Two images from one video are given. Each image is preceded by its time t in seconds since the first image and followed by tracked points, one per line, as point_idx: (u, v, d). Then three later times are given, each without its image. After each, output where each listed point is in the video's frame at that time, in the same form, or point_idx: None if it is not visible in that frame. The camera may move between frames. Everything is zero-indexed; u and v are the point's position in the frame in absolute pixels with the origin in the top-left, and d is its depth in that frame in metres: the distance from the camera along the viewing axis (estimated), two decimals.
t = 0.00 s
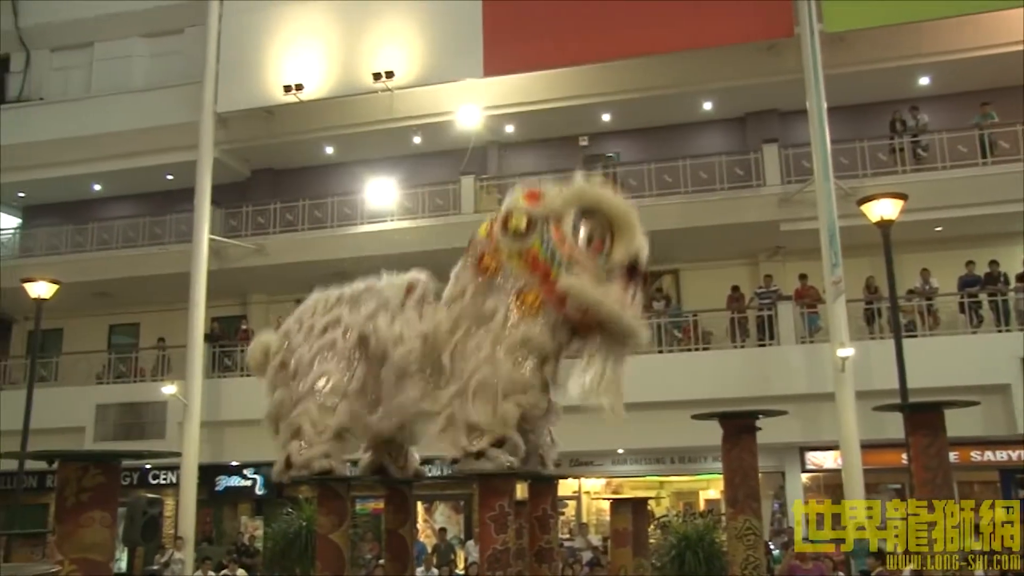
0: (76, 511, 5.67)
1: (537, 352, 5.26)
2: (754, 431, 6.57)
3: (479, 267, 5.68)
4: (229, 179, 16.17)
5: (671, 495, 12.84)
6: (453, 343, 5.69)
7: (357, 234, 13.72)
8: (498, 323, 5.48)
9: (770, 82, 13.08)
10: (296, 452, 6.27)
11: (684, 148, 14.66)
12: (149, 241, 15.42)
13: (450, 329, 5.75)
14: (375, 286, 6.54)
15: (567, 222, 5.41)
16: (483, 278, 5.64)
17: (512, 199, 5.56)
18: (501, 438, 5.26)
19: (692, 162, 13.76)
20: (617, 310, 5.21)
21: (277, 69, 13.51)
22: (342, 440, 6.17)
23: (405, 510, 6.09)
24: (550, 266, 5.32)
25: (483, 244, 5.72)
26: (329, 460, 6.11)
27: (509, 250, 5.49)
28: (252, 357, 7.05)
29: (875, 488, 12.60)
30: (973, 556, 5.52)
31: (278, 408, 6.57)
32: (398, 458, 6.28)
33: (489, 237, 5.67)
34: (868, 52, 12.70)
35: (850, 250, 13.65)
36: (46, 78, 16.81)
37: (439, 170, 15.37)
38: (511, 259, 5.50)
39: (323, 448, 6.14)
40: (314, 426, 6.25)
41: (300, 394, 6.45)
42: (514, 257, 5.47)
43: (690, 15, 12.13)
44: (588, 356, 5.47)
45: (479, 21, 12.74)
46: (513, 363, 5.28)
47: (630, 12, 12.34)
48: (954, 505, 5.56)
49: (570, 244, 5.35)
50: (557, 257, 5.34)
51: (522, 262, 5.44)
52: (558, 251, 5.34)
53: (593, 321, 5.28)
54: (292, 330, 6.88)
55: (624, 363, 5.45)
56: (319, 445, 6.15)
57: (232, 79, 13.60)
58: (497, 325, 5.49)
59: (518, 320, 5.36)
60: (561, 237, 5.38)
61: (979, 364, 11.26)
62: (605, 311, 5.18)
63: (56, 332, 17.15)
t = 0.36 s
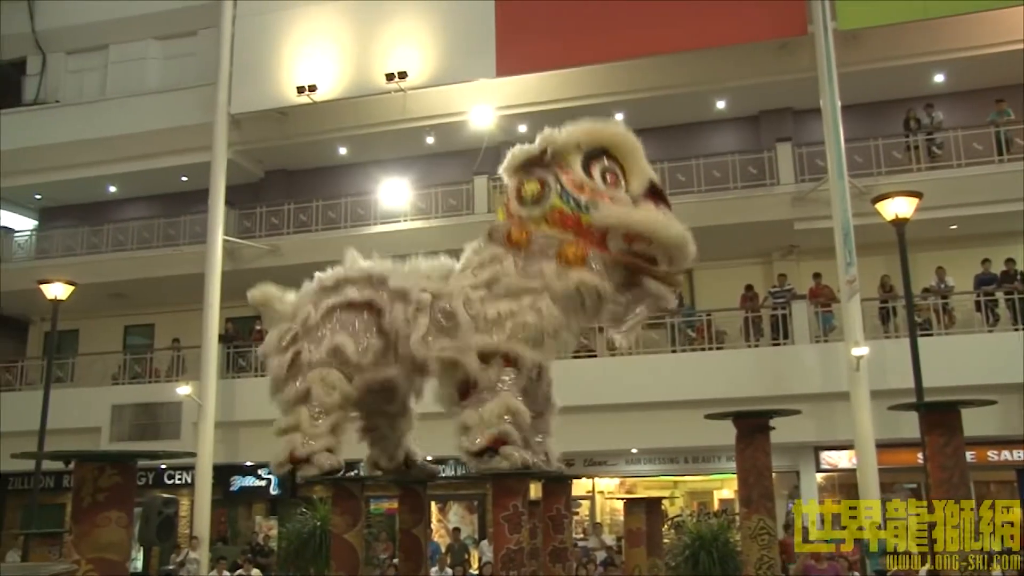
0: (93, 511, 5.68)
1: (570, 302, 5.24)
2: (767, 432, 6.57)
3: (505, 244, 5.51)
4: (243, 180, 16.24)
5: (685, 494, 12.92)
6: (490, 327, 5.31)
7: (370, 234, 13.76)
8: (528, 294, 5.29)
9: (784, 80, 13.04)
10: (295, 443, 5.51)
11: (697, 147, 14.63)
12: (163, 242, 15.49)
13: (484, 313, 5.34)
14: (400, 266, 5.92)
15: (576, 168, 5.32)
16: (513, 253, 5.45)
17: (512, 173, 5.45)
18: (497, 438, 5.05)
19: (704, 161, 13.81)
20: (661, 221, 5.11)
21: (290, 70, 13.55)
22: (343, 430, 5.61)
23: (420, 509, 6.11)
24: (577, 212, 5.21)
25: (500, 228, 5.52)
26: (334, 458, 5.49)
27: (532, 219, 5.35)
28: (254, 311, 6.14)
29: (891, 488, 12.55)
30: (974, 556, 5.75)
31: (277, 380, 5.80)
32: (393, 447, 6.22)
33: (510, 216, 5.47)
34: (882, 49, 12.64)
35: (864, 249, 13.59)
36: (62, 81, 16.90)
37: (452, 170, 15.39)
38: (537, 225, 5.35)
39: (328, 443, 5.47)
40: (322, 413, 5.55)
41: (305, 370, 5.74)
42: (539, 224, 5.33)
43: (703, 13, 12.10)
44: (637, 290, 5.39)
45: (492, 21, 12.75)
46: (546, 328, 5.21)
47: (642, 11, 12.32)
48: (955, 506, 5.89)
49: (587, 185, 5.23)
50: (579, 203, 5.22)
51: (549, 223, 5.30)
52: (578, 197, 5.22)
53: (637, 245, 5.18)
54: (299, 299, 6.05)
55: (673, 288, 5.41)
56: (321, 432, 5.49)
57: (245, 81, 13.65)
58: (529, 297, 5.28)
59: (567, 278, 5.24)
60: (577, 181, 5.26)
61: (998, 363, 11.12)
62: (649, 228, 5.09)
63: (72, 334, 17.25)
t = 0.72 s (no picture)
0: (100, 510, 5.67)
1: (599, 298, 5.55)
2: (774, 432, 6.56)
3: (532, 225, 5.79)
4: (249, 180, 16.27)
5: (691, 494, 12.88)
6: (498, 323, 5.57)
7: (376, 234, 13.77)
8: (564, 282, 5.56)
9: (789, 79, 13.02)
10: (306, 445, 5.95)
11: (702, 146, 14.62)
12: (169, 242, 15.53)
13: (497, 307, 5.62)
14: (409, 270, 6.36)
15: (613, 160, 5.85)
16: (544, 234, 5.72)
17: (551, 157, 5.89)
18: (510, 439, 5.24)
19: (710, 160, 13.72)
20: (689, 221, 5.68)
21: (296, 70, 13.57)
22: (353, 431, 5.99)
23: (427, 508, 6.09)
24: (613, 202, 5.69)
25: (528, 206, 5.84)
26: (344, 459, 5.90)
27: (566, 201, 5.75)
28: (262, 310, 6.68)
29: (897, 487, 12.52)
30: (975, 555, 5.91)
31: (288, 379, 6.36)
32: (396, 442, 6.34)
33: (540, 196, 5.81)
34: (888, 47, 12.62)
35: (870, 248, 13.56)
36: (68, 82, 16.94)
37: (458, 170, 15.40)
38: (569, 208, 5.74)
39: (337, 444, 5.89)
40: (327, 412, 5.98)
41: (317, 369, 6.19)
42: (572, 206, 5.73)
43: (709, 14, 12.08)
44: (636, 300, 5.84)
45: (498, 22, 12.74)
46: (580, 319, 5.46)
47: (648, 11, 12.31)
48: (954, 507, 6.04)
49: (625, 179, 5.79)
50: (616, 194, 5.73)
51: (582, 208, 5.72)
52: (616, 188, 5.73)
53: (664, 243, 5.72)
54: (309, 301, 6.56)
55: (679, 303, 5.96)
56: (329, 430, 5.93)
57: (251, 81, 13.68)
58: (560, 290, 5.53)
59: (600, 263, 5.61)
60: (615, 175, 5.80)
61: (1006, 363, 11.07)
62: (680, 224, 5.62)
63: (78, 334, 17.30)
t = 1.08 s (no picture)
0: (100, 510, 5.67)
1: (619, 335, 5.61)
2: (774, 432, 6.56)
3: (564, 244, 5.65)
4: (249, 180, 16.27)
5: (691, 494, 12.88)
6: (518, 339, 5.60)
7: (376, 234, 13.77)
8: (592, 312, 5.50)
9: (790, 79, 13.02)
10: (307, 448, 6.02)
11: (703, 146, 14.62)
12: (170, 242, 15.54)
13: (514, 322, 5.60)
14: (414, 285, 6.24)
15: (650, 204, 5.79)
16: (574, 257, 5.60)
17: (597, 183, 5.76)
18: (514, 440, 5.36)
19: (710, 160, 13.71)
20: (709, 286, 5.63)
21: (296, 71, 13.58)
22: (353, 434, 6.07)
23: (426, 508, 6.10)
24: (644, 245, 5.62)
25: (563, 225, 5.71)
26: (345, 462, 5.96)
27: (601, 230, 5.64)
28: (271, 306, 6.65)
29: (897, 487, 12.52)
30: (975, 556, 5.92)
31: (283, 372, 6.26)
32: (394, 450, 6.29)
33: (576, 218, 5.69)
34: (888, 47, 12.62)
35: (871, 249, 13.57)
36: (68, 82, 16.93)
37: (458, 169, 15.40)
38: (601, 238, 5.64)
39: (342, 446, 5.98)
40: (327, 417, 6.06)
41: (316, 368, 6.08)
42: (605, 236, 5.63)
43: (710, 14, 12.08)
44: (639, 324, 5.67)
45: (498, 22, 12.73)
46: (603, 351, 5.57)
47: (648, 11, 12.31)
48: (954, 507, 6.07)
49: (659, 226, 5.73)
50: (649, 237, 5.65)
51: (614, 241, 5.62)
52: (650, 232, 5.66)
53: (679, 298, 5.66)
54: (318, 299, 6.49)
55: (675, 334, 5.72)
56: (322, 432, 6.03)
57: (251, 81, 13.67)
58: (588, 317, 5.50)
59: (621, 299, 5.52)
60: (649, 219, 5.73)
61: (1007, 363, 11.06)
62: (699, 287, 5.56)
63: (78, 334, 17.30)
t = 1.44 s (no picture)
0: (100, 510, 5.66)
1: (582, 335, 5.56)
2: (773, 431, 6.56)
3: (527, 240, 5.76)
4: (249, 180, 16.27)
5: (690, 494, 12.86)
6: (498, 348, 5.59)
7: (375, 234, 13.77)
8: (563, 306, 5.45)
9: (789, 79, 13.02)
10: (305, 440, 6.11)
11: (703, 146, 14.62)
12: (170, 242, 15.55)
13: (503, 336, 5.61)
14: (419, 293, 6.31)
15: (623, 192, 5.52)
16: (532, 251, 5.69)
17: (564, 177, 5.71)
18: (508, 439, 5.31)
19: (710, 160, 13.71)
20: (674, 271, 5.26)
21: (296, 70, 13.58)
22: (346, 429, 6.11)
23: (428, 509, 6.13)
24: (603, 237, 5.47)
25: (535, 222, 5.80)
26: (343, 461, 5.98)
27: (561, 225, 5.63)
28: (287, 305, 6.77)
29: (896, 487, 12.52)
30: (975, 556, 5.92)
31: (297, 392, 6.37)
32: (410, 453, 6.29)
33: (543, 214, 5.75)
34: (888, 47, 12.62)
35: (870, 248, 13.57)
36: (68, 82, 16.93)
37: (458, 169, 15.41)
38: (561, 231, 5.63)
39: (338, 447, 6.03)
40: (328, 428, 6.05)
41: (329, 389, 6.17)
42: (564, 230, 5.62)
43: (709, 14, 12.09)
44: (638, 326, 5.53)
45: (497, 21, 12.73)
46: (568, 346, 5.51)
47: (647, 10, 12.32)
48: (954, 507, 6.06)
49: (622, 214, 5.47)
50: (608, 229, 5.46)
51: (574, 235, 5.58)
52: (610, 223, 5.46)
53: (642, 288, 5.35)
54: (326, 313, 6.55)
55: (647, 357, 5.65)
56: (321, 428, 6.06)
57: (251, 81, 13.68)
58: (548, 314, 5.51)
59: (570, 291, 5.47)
60: (615, 210, 5.49)
61: (1006, 363, 11.05)
62: (660, 278, 5.21)
63: (78, 334, 17.29)
